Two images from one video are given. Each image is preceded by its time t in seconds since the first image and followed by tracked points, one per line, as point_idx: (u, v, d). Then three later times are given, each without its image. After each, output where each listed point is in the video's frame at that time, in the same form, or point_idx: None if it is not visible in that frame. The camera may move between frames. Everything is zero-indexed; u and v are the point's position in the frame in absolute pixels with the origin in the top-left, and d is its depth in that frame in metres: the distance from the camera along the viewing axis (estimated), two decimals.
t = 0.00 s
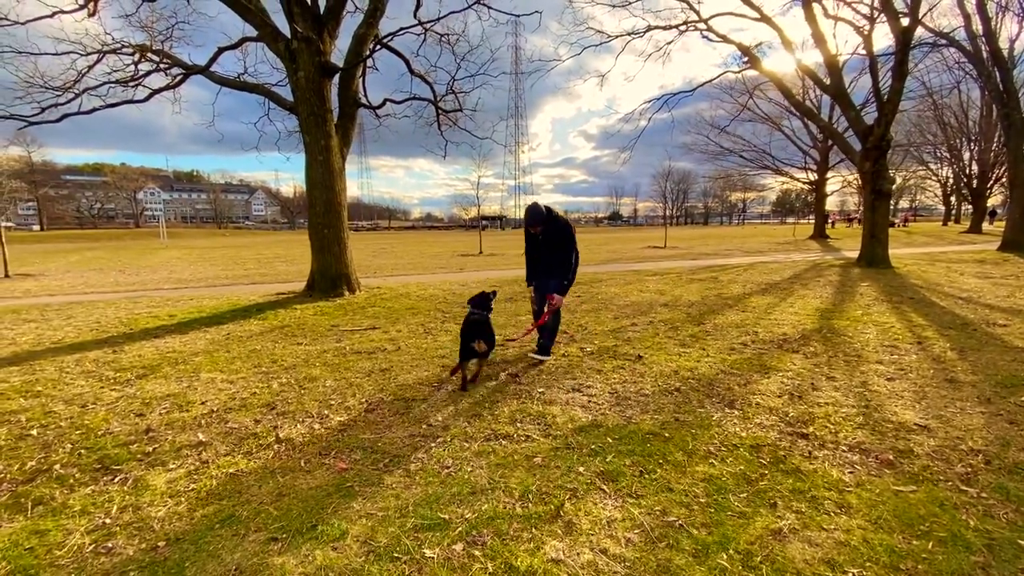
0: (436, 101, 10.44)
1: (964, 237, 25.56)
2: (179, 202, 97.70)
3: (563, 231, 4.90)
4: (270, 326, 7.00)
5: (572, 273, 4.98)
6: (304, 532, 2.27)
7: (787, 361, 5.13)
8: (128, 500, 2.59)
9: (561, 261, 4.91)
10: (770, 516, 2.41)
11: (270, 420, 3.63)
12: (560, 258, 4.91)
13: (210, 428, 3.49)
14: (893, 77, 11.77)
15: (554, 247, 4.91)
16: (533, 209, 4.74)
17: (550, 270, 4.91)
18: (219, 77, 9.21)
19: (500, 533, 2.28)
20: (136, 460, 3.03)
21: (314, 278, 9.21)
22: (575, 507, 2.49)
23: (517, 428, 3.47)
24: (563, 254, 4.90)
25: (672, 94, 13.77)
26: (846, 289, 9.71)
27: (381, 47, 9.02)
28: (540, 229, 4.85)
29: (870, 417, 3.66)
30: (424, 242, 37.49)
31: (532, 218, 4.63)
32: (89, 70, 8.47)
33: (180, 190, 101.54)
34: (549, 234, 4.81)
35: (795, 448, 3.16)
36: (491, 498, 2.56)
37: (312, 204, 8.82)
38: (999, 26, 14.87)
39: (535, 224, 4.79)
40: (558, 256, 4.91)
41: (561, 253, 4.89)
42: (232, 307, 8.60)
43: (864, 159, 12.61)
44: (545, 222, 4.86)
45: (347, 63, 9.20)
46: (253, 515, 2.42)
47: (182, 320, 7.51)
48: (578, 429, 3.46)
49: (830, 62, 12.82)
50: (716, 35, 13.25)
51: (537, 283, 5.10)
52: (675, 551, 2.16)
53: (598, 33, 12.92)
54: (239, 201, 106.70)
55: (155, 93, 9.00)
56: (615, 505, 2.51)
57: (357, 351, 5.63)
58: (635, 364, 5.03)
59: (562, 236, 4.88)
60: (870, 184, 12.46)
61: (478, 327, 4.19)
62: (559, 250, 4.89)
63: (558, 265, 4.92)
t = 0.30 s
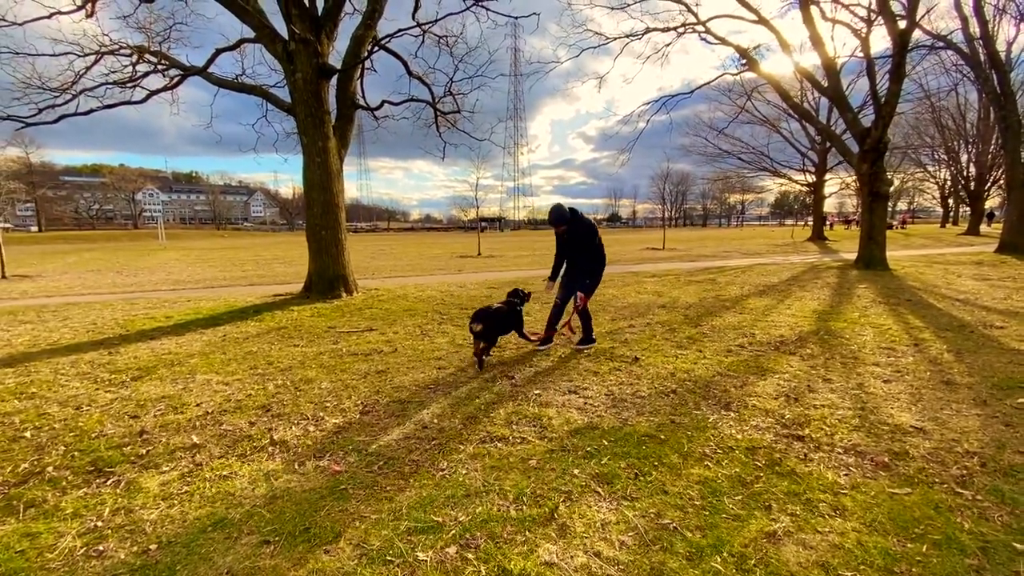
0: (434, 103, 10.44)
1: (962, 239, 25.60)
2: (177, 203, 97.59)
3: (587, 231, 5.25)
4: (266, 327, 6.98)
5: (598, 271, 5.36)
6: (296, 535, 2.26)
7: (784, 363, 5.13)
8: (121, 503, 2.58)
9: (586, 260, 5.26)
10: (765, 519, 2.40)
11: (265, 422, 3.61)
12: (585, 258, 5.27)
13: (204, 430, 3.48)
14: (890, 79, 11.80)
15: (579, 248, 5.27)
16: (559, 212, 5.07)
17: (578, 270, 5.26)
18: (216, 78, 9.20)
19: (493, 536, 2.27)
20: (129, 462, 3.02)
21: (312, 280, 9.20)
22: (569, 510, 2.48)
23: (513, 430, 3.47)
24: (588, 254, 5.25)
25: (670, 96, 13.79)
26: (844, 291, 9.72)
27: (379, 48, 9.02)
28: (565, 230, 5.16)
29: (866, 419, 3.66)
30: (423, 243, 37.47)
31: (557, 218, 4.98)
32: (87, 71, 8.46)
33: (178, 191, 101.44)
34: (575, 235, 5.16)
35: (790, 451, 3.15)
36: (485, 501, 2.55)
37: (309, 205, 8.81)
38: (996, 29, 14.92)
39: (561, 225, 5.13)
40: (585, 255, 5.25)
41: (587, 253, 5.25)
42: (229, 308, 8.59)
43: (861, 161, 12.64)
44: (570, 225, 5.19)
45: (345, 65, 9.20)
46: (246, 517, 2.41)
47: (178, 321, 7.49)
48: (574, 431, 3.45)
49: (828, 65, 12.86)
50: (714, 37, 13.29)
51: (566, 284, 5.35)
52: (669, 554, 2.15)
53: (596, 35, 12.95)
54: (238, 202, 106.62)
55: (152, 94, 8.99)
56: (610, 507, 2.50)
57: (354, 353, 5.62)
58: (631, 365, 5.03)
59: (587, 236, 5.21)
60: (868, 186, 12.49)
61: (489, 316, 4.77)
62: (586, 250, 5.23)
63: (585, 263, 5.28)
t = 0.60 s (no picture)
0: (430, 104, 10.45)
1: (955, 241, 25.78)
2: (172, 205, 97.09)
3: (616, 233, 5.50)
4: (260, 329, 6.95)
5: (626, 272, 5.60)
6: (288, 539, 2.25)
7: (778, 364, 5.14)
8: (110, 506, 2.55)
9: (614, 261, 5.53)
10: (758, 521, 2.40)
11: (257, 424, 3.59)
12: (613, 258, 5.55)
13: (196, 432, 3.46)
14: (884, 82, 11.88)
15: (608, 249, 5.53)
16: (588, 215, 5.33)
17: (607, 270, 5.55)
18: (211, 79, 9.16)
19: (486, 539, 2.26)
20: (120, 465, 2.99)
21: (307, 282, 9.16)
22: (562, 513, 2.47)
23: (507, 432, 3.45)
24: (616, 255, 5.50)
25: (666, 98, 13.83)
26: (838, 293, 9.76)
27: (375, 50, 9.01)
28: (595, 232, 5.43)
29: (860, 421, 3.67)
30: (420, 245, 37.44)
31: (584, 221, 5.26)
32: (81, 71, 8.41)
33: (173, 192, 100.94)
34: (603, 238, 5.44)
35: (783, 452, 3.16)
36: (477, 504, 2.53)
37: (304, 207, 8.77)
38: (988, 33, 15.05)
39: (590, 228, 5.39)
40: (614, 257, 5.52)
41: (616, 254, 5.50)
42: (223, 310, 8.54)
43: (855, 164, 12.72)
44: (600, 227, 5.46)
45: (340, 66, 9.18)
46: (237, 521, 2.39)
47: (171, 323, 7.44)
48: (567, 433, 3.45)
49: (822, 68, 12.94)
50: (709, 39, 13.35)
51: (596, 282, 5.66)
52: (661, 557, 2.15)
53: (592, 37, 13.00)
54: (234, 203, 106.18)
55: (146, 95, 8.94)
56: (603, 510, 2.50)
57: (348, 354, 5.59)
58: (626, 367, 5.03)
59: (615, 238, 5.47)
60: (862, 188, 12.56)
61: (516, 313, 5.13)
62: (614, 252, 5.49)
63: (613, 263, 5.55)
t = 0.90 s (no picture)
0: (425, 106, 10.44)
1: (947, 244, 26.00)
2: (166, 206, 96.44)
3: (656, 231, 5.78)
4: (253, 331, 6.90)
5: (665, 271, 5.80)
6: (281, 541, 2.23)
7: (771, 366, 5.17)
8: (102, 509, 2.53)
9: (651, 258, 5.79)
10: (751, 522, 2.41)
11: (250, 426, 3.57)
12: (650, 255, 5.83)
13: (189, 435, 3.43)
14: (876, 86, 11.99)
15: (647, 246, 5.81)
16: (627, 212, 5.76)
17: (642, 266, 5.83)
18: (205, 79, 9.12)
19: (480, 541, 2.26)
20: (112, 468, 2.97)
21: (301, 283, 9.12)
22: (556, 514, 2.47)
23: (501, 434, 3.45)
24: (653, 252, 5.77)
25: (661, 101, 13.92)
26: (831, 295, 9.83)
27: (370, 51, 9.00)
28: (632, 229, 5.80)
29: (852, 422, 3.70)
30: (416, 246, 37.41)
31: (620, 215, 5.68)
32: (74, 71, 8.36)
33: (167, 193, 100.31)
34: (639, 233, 5.72)
35: (777, 453, 3.17)
36: (471, 506, 2.53)
37: (299, 208, 8.74)
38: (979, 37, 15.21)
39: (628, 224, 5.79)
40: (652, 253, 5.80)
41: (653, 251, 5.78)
42: (217, 312, 8.48)
43: (848, 167, 12.82)
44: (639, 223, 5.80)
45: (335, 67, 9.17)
46: (230, 524, 2.37)
47: (164, 325, 7.38)
48: (562, 434, 3.45)
49: (815, 71, 13.04)
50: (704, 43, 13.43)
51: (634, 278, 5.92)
52: (655, 558, 2.15)
53: (588, 40, 13.05)
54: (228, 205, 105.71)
55: (140, 95, 8.89)
56: (597, 511, 2.50)
57: (342, 356, 5.57)
58: (620, 368, 5.05)
59: (654, 235, 5.75)
60: (855, 191, 12.65)
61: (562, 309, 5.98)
62: (651, 248, 5.76)
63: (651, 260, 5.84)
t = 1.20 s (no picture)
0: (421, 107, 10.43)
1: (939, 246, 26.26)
2: (159, 207, 95.78)
3: (699, 233, 5.74)
4: (248, 332, 6.87)
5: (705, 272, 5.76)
6: (277, 544, 2.22)
7: (766, 367, 5.19)
8: (96, 512, 2.51)
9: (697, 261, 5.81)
10: (747, 522, 2.43)
11: (246, 429, 3.55)
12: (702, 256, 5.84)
13: (184, 437, 3.41)
14: (869, 89, 12.09)
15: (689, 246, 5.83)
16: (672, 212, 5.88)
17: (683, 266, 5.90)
18: (200, 80, 9.08)
19: (477, 542, 2.26)
20: (106, 471, 2.94)
21: (296, 285, 9.08)
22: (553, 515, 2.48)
23: (498, 435, 3.45)
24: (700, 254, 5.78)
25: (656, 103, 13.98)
26: (825, 296, 9.90)
27: (365, 52, 8.98)
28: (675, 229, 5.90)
29: (846, 423, 3.73)
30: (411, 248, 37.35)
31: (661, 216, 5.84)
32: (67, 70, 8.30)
33: (160, 194, 99.65)
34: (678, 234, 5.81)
35: (772, 454, 3.19)
36: (468, 507, 2.53)
37: (294, 209, 8.71)
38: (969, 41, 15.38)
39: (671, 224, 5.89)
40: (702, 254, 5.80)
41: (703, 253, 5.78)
42: (211, 313, 8.43)
43: (842, 169, 12.92)
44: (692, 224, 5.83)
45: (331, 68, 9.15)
46: (225, 526, 2.36)
47: (158, 326, 7.33)
48: (559, 435, 3.46)
49: (809, 74, 13.14)
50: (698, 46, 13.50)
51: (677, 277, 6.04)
52: (652, 558, 2.16)
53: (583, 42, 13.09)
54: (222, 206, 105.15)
55: (134, 95, 8.84)
56: (594, 512, 2.51)
57: (338, 358, 5.55)
58: (616, 370, 5.06)
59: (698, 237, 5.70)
60: (848, 193, 12.74)
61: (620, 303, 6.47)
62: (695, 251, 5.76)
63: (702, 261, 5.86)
